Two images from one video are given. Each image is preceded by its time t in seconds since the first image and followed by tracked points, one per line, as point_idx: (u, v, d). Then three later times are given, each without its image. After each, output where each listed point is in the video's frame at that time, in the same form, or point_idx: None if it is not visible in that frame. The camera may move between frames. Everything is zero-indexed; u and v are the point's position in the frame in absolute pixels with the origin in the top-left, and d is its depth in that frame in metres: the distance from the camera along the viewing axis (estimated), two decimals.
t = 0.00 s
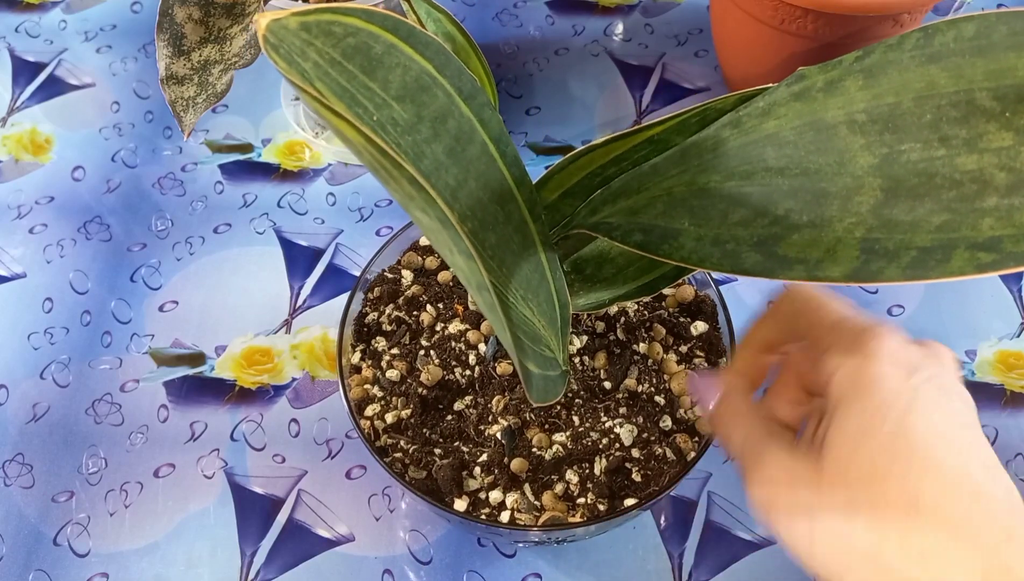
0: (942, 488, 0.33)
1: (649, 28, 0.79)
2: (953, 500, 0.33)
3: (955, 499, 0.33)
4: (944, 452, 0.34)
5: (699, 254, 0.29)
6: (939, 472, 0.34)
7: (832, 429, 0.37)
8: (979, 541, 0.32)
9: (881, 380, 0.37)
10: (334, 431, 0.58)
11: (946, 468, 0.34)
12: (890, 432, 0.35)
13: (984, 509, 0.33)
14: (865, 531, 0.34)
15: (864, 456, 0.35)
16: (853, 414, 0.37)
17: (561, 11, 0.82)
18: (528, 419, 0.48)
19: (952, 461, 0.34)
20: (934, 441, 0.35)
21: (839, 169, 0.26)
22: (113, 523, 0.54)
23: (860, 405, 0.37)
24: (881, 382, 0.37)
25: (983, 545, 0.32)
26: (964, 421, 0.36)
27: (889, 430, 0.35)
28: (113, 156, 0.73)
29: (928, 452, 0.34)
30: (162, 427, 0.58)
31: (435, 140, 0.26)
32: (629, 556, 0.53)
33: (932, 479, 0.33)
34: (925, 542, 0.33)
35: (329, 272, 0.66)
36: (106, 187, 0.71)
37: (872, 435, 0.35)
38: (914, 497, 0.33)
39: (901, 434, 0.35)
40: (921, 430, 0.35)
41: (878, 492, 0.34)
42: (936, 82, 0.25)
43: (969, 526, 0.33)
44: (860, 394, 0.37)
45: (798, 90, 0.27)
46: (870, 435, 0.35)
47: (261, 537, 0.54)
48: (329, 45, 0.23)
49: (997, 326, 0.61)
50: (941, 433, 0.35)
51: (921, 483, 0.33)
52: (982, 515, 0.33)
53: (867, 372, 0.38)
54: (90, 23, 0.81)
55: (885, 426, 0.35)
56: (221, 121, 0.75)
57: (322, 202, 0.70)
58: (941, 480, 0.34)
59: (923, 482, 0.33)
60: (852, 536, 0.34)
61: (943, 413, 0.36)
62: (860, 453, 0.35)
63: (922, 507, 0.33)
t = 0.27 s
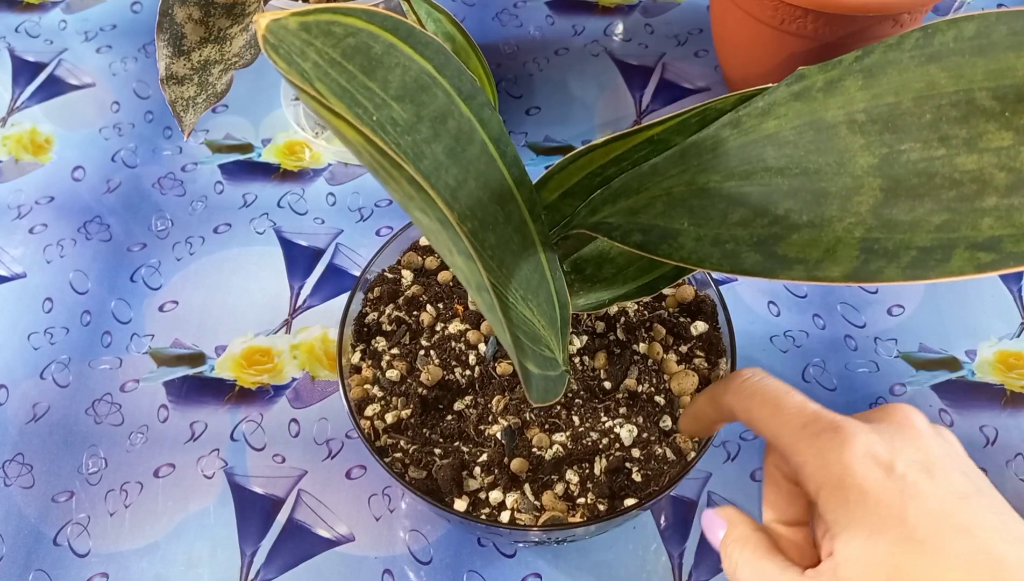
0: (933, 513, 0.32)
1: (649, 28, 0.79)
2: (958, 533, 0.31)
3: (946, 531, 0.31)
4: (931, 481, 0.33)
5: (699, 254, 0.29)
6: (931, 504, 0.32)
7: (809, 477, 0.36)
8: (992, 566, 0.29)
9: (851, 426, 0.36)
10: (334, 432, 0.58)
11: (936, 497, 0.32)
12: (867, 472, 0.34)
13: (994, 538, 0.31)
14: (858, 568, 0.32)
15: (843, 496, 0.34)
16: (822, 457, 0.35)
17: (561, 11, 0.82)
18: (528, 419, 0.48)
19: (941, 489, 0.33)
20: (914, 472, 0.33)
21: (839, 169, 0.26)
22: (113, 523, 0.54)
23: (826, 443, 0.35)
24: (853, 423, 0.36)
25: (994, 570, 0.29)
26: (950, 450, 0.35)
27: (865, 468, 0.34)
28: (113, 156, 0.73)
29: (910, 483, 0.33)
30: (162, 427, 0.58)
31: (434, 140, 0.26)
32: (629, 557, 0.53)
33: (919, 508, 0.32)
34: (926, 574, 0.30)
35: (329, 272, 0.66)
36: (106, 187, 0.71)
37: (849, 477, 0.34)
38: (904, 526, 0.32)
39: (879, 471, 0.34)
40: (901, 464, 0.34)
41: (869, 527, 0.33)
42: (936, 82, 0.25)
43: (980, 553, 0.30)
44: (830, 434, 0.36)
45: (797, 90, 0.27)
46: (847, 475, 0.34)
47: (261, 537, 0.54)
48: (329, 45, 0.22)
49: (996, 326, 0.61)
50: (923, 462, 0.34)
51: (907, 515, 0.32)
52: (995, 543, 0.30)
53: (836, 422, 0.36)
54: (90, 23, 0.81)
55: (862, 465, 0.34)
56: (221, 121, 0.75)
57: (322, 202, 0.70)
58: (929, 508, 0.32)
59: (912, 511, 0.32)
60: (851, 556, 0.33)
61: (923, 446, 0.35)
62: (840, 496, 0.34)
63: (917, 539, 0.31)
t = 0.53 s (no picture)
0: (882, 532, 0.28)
1: (649, 28, 0.79)
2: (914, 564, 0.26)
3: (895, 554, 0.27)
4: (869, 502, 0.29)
5: (699, 255, 0.29)
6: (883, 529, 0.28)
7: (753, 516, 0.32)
8: None
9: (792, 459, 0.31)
10: (334, 432, 0.58)
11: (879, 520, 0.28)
12: (804, 501, 0.30)
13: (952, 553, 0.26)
14: None
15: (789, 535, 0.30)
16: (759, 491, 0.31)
17: (561, 11, 0.82)
18: (528, 419, 0.48)
19: (882, 510, 0.28)
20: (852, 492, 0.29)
21: (839, 170, 0.26)
22: (113, 523, 0.54)
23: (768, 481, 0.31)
24: (789, 451, 0.32)
25: None
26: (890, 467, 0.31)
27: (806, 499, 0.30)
28: (113, 155, 0.73)
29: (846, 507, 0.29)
30: (162, 427, 0.58)
31: (434, 140, 0.26)
32: (629, 557, 0.53)
33: (868, 538, 0.28)
34: None
35: (329, 272, 0.66)
36: (106, 187, 0.70)
37: (788, 510, 0.30)
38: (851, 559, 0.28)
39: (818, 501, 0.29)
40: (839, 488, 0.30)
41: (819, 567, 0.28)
42: (936, 83, 0.25)
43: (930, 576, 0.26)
44: (767, 472, 0.31)
45: (797, 91, 0.27)
46: (789, 504, 0.30)
47: (261, 538, 0.54)
48: (328, 46, 0.22)
49: (996, 327, 0.61)
50: (860, 482, 0.30)
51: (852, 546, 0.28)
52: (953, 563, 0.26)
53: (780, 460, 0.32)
54: (90, 23, 0.81)
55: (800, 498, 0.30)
56: (221, 121, 0.75)
57: (322, 202, 0.70)
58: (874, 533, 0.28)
59: (853, 544, 0.28)
60: None
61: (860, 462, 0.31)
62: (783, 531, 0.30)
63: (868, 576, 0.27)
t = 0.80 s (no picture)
0: (885, 492, 0.31)
1: (649, 28, 0.79)
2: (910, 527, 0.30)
3: (892, 512, 0.31)
4: (882, 468, 0.32)
5: (699, 255, 0.29)
6: (886, 491, 0.32)
7: (761, 455, 0.35)
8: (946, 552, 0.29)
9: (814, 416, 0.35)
10: (334, 432, 0.58)
11: (886, 488, 0.32)
12: (816, 453, 0.33)
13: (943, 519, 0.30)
14: (810, 550, 0.32)
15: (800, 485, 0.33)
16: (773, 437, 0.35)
17: (561, 11, 0.82)
18: (528, 419, 0.48)
19: (891, 475, 0.32)
20: (867, 455, 0.33)
21: (839, 170, 0.26)
22: (112, 523, 0.54)
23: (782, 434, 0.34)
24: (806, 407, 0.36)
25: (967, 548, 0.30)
26: (905, 439, 0.35)
27: (820, 456, 0.33)
28: (113, 156, 0.73)
29: (858, 466, 0.33)
30: (162, 426, 0.58)
31: (434, 140, 0.26)
32: (629, 557, 0.53)
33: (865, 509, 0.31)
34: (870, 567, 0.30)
35: (329, 272, 0.66)
36: (106, 187, 0.71)
37: (800, 460, 0.33)
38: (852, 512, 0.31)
39: (834, 460, 0.33)
40: (851, 446, 0.33)
41: (815, 509, 0.32)
42: (936, 83, 0.25)
43: (924, 539, 0.30)
44: (784, 420, 0.35)
45: (797, 91, 0.27)
46: (800, 456, 0.34)
47: (261, 537, 0.54)
48: (328, 46, 0.22)
49: (996, 327, 0.61)
50: (873, 444, 0.34)
51: (857, 502, 0.31)
52: (937, 531, 0.30)
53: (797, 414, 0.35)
54: (90, 23, 0.81)
55: (812, 445, 0.34)
56: (221, 121, 0.75)
57: (322, 202, 0.70)
58: (883, 496, 0.31)
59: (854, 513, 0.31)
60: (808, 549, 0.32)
61: (874, 429, 0.35)
62: (790, 474, 0.34)
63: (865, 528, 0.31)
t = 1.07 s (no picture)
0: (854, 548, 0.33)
1: (649, 28, 0.79)
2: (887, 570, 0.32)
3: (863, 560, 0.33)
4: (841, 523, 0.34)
5: (699, 255, 0.29)
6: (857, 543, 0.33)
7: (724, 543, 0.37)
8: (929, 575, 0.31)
9: (765, 504, 0.36)
10: (334, 431, 0.58)
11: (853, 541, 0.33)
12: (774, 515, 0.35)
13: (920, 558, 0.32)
14: None
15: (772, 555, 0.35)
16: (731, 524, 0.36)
17: (561, 11, 0.82)
18: (528, 419, 0.48)
19: (853, 531, 0.34)
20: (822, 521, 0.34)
21: (839, 170, 0.26)
22: (113, 523, 0.54)
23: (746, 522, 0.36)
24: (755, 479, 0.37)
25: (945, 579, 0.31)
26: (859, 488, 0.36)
27: (782, 534, 0.35)
28: (113, 156, 0.73)
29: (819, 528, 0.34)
30: (162, 427, 0.58)
31: (434, 140, 0.26)
32: (629, 557, 0.53)
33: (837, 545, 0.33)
34: None
35: (329, 272, 0.66)
36: (106, 187, 0.71)
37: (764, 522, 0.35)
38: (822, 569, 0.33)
39: (795, 530, 0.34)
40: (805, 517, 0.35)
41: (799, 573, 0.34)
42: (936, 83, 0.25)
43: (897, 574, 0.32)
44: (737, 496, 0.36)
45: (797, 90, 0.27)
46: (763, 528, 0.35)
47: (261, 537, 0.54)
48: (328, 46, 0.22)
49: (996, 327, 0.61)
50: (826, 505, 0.35)
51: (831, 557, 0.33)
52: (918, 570, 0.31)
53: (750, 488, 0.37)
54: (90, 23, 0.81)
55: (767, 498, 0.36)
56: (221, 121, 0.75)
57: (322, 202, 0.70)
58: (852, 547, 0.33)
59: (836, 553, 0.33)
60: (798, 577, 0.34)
61: (828, 487, 0.36)
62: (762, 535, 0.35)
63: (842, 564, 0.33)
